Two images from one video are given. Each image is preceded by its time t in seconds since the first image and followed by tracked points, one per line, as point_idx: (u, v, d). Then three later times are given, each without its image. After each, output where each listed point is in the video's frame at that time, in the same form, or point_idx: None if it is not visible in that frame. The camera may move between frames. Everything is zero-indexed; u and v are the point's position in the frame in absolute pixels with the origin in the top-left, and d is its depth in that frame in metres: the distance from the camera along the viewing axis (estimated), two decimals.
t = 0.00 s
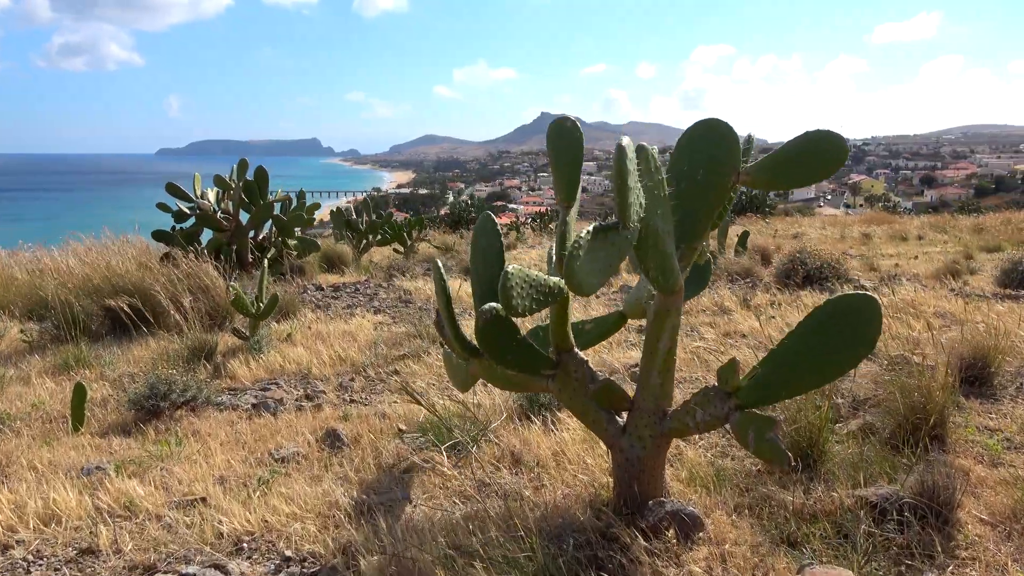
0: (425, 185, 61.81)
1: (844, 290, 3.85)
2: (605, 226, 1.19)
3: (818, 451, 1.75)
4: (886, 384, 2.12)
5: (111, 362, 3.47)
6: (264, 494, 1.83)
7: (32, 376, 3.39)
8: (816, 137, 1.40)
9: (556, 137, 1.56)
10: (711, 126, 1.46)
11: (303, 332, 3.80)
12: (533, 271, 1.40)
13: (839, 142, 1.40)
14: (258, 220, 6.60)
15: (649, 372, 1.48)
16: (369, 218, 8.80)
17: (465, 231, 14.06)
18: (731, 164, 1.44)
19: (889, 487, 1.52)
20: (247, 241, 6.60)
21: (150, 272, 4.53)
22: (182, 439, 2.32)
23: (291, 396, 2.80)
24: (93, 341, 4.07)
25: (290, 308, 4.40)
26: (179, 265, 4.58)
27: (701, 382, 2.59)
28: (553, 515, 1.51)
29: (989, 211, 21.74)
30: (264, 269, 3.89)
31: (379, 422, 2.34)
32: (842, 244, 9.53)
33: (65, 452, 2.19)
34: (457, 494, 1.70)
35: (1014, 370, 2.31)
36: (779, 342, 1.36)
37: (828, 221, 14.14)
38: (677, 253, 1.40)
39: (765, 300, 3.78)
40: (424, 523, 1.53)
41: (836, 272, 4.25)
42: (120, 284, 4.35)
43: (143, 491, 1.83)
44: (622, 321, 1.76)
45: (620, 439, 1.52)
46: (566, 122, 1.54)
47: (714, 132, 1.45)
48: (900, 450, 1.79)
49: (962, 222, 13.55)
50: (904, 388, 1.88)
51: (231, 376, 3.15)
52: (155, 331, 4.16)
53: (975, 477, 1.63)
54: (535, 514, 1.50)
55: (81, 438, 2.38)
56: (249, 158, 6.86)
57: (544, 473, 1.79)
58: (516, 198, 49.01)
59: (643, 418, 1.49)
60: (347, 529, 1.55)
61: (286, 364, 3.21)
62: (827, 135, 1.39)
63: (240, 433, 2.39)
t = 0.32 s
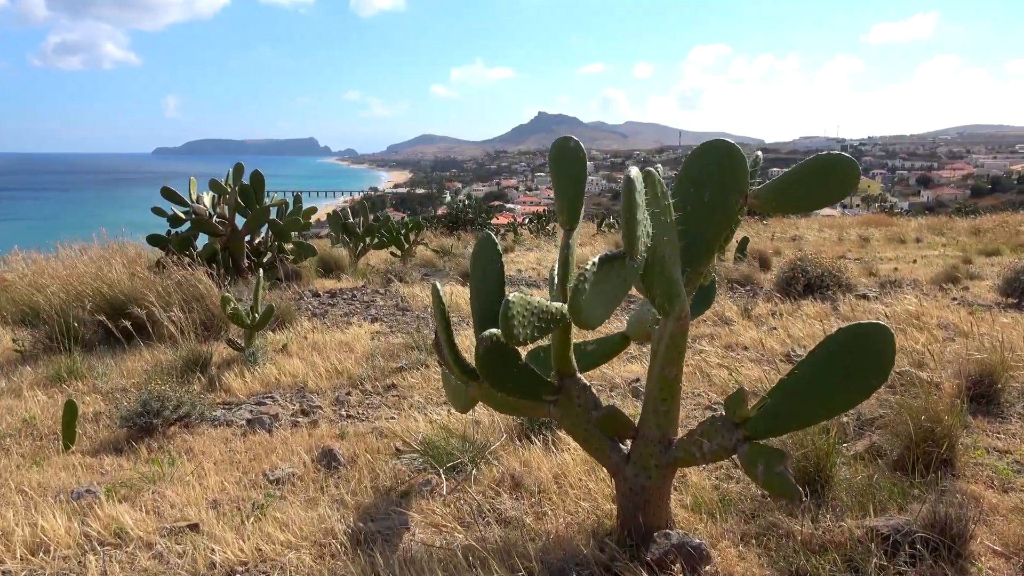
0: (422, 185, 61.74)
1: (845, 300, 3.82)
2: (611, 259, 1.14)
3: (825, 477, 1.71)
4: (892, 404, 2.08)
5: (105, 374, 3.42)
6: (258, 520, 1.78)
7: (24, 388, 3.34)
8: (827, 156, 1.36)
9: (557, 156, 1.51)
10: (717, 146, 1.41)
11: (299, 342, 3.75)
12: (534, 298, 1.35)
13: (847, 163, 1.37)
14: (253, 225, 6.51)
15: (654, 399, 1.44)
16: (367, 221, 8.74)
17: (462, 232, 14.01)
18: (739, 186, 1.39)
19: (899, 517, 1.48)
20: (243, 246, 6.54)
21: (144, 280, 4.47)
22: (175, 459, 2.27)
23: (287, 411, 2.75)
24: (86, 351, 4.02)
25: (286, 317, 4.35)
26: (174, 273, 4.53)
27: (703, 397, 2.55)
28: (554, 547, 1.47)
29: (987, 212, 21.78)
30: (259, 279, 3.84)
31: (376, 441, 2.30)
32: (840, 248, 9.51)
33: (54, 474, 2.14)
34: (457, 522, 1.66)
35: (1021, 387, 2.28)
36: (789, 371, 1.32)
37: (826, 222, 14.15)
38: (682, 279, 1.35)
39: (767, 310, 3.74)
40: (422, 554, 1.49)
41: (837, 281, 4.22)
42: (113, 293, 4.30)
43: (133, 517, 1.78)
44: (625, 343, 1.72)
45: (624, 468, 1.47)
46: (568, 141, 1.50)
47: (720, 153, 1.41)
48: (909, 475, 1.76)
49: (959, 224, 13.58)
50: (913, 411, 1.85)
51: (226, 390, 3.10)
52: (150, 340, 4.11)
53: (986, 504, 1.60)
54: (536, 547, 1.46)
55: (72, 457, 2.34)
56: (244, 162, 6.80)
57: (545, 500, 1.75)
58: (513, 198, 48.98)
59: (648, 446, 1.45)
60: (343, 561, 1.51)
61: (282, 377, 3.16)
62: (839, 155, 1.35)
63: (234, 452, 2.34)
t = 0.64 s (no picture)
0: (419, 186, 61.56)
1: (847, 311, 3.79)
2: (619, 295, 1.11)
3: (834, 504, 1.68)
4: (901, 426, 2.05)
5: (98, 388, 3.37)
6: (254, 549, 1.74)
7: (15, 403, 3.28)
8: (842, 187, 1.30)
9: (561, 182, 1.48)
10: (727, 173, 1.38)
11: (295, 355, 3.70)
12: (539, 330, 1.31)
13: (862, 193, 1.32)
14: (250, 232, 6.44)
15: (661, 431, 1.40)
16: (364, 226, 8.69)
17: (460, 235, 13.95)
18: (749, 215, 1.35)
19: (912, 551, 1.44)
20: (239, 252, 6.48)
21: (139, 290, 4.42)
22: (169, 481, 2.23)
23: (283, 429, 2.71)
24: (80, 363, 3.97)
25: (283, 327, 4.30)
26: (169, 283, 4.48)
27: (706, 415, 2.51)
28: None
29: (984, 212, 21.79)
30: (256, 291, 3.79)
31: (375, 463, 2.26)
32: (839, 251, 9.48)
33: (45, 498, 2.10)
34: (458, 554, 1.62)
35: None
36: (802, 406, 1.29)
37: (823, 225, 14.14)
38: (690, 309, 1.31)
39: (768, 320, 3.71)
40: None
41: (838, 291, 4.19)
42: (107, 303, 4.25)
43: (126, 546, 1.74)
44: (631, 369, 1.68)
45: (630, 501, 1.43)
46: (574, 166, 1.47)
47: (731, 181, 1.38)
48: (919, 501, 1.72)
49: (956, 226, 13.59)
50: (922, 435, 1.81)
51: (221, 405, 3.05)
52: (144, 351, 4.06)
53: (1000, 533, 1.56)
54: None
55: (64, 480, 2.29)
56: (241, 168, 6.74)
57: (549, 530, 1.71)
58: (510, 199, 48.93)
59: (656, 479, 1.41)
60: None
61: (278, 392, 3.11)
62: (854, 185, 1.29)
63: (230, 473, 2.30)
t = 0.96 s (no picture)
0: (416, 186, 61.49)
1: (849, 322, 3.76)
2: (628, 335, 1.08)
3: (843, 532, 1.65)
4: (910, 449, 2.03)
5: (93, 402, 3.33)
6: None
7: (8, 418, 3.24)
8: (855, 215, 1.28)
9: (567, 210, 1.44)
10: (734, 200, 1.34)
11: (293, 367, 3.66)
12: (545, 362, 1.27)
13: (874, 223, 1.30)
14: (246, 239, 6.44)
15: (668, 465, 1.37)
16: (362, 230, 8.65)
17: (457, 238, 13.90)
18: (758, 243, 1.32)
19: None
20: (236, 258, 6.44)
21: (134, 301, 4.38)
22: (163, 504, 2.19)
23: (281, 447, 2.67)
24: (74, 375, 3.93)
25: (280, 338, 4.26)
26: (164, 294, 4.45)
27: (709, 432, 2.48)
28: None
29: (981, 212, 21.89)
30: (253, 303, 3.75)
31: (374, 485, 2.22)
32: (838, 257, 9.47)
33: (38, 524, 2.06)
34: None
35: None
36: (815, 442, 1.25)
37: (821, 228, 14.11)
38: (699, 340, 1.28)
39: (770, 332, 3.68)
40: None
41: (840, 301, 4.16)
42: (101, 314, 4.22)
43: None
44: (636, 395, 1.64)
45: (638, 535, 1.40)
46: (579, 194, 1.44)
47: (740, 208, 1.34)
48: (929, 529, 1.69)
49: (954, 227, 13.62)
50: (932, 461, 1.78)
51: (217, 421, 3.01)
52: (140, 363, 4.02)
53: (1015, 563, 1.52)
54: None
55: (56, 503, 2.25)
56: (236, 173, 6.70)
57: (553, 561, 1.67)
58: (508, 199, 48.88)
59: (663, 514, 1.37)
60: None
61: (275, 408, 3.06)
62: (866, 215, 1.27)
63: (226, 496, 2.25)
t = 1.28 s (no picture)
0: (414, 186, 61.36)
1: (852, 333, 3.74)
2: (642, 372, 1.04)
3: (851, 558, 1.64)
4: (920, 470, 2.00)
5: (89, 416, 3.30)
6: None
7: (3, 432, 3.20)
8: (869, 244, 1.26)
9: (574, 237, 1.41)
10: (744, 227, 1.32)
11: (291, 379, 3.62)
12: (552, 396, 1.24)
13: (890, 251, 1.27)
14: (245, 245, 6.37)
15: (678, 496, 1.34)
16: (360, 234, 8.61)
17: (455, 241, 13.86)
18: (770, 271, 1.30)
19: None
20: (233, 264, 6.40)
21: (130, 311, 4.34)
22: (161, 526, 2.16)
23: (280, 464, 2.64)
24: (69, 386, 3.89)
25: (279, 348, 4.22)
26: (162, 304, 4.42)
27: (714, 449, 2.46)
28: None
29: (977, 212, 21.97)
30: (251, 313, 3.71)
31: (376, 506, 2.19)
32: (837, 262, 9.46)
33: (33, 547, 2.02)
34: None
35: None
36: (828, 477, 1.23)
37: (820, 230, 14.11)
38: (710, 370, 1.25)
39: (773, 342, 3.66)
40: None
41: (841, 311, 4.15)
42: (97, 324, 4.18)
43: None
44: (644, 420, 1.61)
45: (647, 568, 1.37)
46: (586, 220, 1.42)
47: (750, 236, 1.31)
48: (939, 555, 1.67)
49: (950, 229, 13.66)
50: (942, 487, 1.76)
51: (215, 436, 2.97)
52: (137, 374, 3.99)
53: None
54: None
55: (53, 525, 2.21)
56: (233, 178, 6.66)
57: None
58: (505, 199, 48.85)
59: (673, 546, 1.35)
60: None
61: (274, 422, 3.03)
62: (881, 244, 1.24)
63: (225, 517, 2.22)
